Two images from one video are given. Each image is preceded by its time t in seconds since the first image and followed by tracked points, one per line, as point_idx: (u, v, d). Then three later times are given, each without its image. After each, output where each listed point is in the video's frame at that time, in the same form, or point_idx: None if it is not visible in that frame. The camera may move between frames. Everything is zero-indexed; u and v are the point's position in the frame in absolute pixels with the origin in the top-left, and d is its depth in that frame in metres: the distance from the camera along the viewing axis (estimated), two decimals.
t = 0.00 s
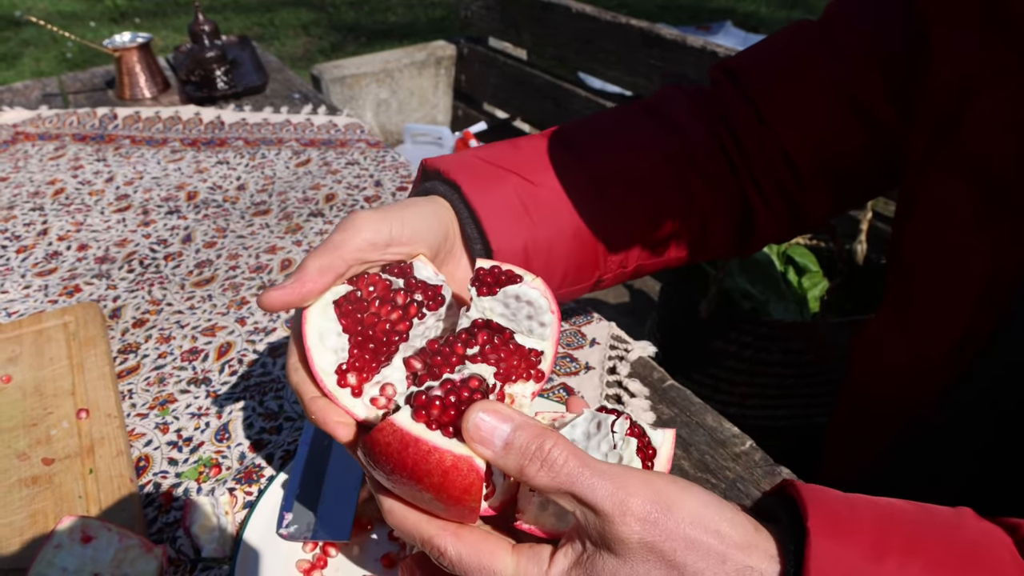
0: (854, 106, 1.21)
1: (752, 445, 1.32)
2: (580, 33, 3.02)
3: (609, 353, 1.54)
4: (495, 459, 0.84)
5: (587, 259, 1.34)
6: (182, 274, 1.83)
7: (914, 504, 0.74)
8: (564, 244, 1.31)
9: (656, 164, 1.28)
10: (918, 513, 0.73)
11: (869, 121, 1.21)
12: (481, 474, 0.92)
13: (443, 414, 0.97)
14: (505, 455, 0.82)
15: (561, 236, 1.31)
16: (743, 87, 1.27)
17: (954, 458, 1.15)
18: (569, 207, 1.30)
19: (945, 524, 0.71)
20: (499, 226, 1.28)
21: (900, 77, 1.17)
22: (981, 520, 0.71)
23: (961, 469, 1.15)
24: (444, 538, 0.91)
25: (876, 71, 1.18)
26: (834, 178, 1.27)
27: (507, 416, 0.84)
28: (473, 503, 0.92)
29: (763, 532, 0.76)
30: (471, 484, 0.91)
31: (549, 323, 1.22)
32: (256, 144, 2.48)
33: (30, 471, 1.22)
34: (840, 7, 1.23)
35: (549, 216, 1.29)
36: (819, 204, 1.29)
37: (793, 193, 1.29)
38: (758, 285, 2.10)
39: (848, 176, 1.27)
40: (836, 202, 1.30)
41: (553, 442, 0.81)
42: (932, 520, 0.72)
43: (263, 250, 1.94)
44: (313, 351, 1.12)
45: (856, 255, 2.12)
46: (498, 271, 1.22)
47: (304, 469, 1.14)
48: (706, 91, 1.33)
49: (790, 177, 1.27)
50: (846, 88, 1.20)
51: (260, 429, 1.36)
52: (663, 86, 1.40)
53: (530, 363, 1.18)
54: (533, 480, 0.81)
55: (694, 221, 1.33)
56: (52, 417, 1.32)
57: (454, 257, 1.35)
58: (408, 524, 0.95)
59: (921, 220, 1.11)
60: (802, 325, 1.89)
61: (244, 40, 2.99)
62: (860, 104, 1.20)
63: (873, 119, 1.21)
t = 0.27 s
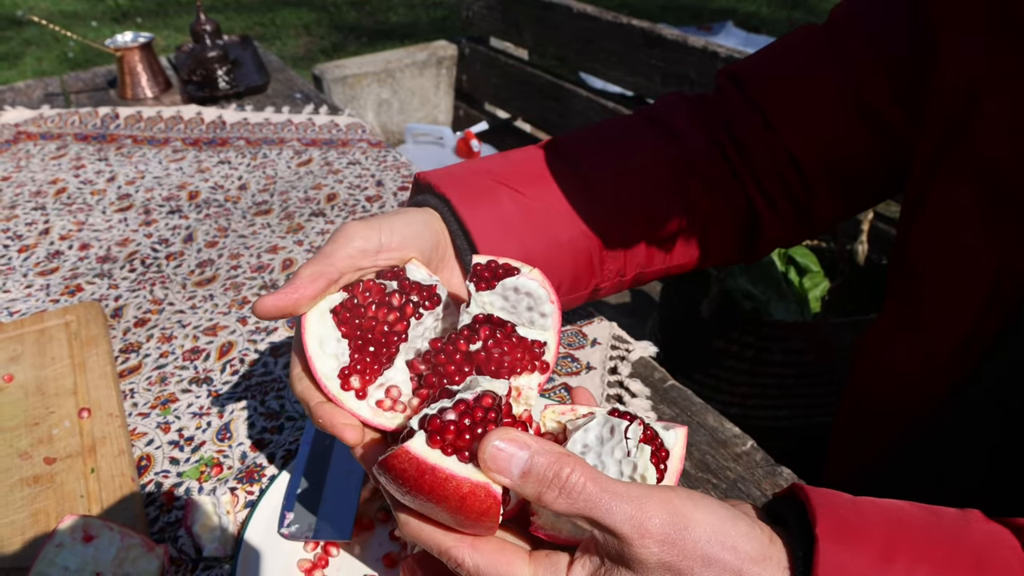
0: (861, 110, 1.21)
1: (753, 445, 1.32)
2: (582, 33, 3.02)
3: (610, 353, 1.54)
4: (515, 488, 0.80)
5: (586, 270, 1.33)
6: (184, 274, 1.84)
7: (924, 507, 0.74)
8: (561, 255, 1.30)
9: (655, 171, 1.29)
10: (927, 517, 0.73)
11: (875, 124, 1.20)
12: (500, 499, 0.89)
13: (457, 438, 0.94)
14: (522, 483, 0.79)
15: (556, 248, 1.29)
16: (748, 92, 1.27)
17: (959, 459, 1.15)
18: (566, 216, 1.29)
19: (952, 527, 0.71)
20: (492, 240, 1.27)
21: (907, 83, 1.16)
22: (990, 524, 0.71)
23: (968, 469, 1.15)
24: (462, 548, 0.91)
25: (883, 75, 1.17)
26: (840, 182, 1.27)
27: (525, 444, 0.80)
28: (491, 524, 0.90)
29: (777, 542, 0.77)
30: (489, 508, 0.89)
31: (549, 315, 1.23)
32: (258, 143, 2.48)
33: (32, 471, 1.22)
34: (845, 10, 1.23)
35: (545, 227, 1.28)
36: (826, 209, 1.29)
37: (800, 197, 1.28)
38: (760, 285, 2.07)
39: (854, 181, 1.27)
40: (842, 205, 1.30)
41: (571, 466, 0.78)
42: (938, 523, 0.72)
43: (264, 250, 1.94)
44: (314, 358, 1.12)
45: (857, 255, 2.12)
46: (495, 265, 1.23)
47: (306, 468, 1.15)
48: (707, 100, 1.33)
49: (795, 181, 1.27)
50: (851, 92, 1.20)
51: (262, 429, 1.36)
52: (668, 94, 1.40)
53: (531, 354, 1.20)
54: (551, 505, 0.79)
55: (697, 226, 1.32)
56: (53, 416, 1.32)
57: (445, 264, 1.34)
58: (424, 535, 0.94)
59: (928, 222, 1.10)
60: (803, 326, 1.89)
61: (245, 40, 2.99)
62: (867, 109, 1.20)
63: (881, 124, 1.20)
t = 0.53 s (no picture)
0: (871, 122, 1.21)
1: (753, 444, 1.32)
2: (583, 33, 3.02)
3: (611, 352, 1.54)
4: (529, 485, 0.82)
5: (645, 254, 1.36)
6: (185, 273, 1.84)
7: (936, 486, 0.80)
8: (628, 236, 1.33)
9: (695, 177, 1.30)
10: (940, 494, 0.78)
11: (885, 134, 1.21)
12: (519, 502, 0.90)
13: (466, 448, 0.94)
14: (539, 478, 0.81)
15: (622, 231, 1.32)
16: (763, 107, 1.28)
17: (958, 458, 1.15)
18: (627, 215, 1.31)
19: (963, 506, 0.77)
20: (569, 215, 1.29)
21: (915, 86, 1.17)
22: (1000, 506, 0.76)
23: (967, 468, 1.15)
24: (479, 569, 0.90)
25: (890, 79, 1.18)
26: (845, 190, 1.27)
27: (533, 439, 0.81)
28: (511, 530, 0.91)
29: (788, 506, 0.84)
30: (509, 515, 0.90)
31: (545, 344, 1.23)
32: (259, 143, 2.48)
33: (34, 469, 1.22)
34: (857, 14, 1.23)
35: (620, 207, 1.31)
36: (842, 217, 1.31)
37: (815, 210, 1.30)
38: (760, 284, 2.06)
39: (857, 187, 1.27)
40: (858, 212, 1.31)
41: (581, 456, 0.80)
42: (951, 501, 0.77)
43: (266, 249, 1.94)
44: (340, 393, 1.05)
45: (857, 255, 2.12)
46: (497, 303, 1.22)
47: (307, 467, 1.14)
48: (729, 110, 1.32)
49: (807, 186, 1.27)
50: (861, 106, 1.20)
51: (263, 428, 1.36)
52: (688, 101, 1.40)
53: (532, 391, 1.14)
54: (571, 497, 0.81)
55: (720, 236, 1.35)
56: (55, 415, 1.32)
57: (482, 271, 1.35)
58: (438, 560, 0.92)
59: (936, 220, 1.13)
60: (804, 326, 1.90)
61: (247, 39, 2.99)
62: (877, 122, 1.20)
63: (889, 132, 1.20)
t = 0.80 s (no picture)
0: (887, 141, 1.33)
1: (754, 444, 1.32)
2: (584, 33, 3.02)
3: (613, 353, 1.54)
4: (545, 453, 0.85)
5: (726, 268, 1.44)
6: (187, 273, 1.84)
7: (956, 463, 0.85)
8: (711, 251, 1.41)
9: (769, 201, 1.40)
10: (958, 470, 0.83)
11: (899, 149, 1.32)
12: (535, 471, 0.91)
13: (477, 421, 0.93)
14: (555, 445, 0.84)
15: (708, 247, 1.40)
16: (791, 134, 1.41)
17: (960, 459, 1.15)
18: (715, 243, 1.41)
19: (980, 482, 0.82)
20: (680, 232, 1.37)
21: (927, 103, 1.28)
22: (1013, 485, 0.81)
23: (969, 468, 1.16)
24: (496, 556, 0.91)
25: (905, 101, 1.29)
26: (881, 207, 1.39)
27: (544, 406, 0.85)
28: (528, 503, 0.92)
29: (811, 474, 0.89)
30: (527, 484, 0.91)
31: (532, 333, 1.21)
32: (260, 143, 2.48)
33: (36, 468, 1.23)
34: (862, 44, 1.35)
35: (706, 226, 1.39)
36: (867, 233, 1.42)
37: (847, 227, 1.42)
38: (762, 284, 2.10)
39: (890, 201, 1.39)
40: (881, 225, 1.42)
41: (594, 422, 0.85)
42: (967, 478, 0.82)
43: (267, 249, 1.94)
44: (342, 365, 1.05)
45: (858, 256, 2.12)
46: (480, 284, 1.23)
47: (309, 468, 1.14)
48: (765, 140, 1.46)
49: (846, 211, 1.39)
50: (875, 129, 1.33)
51: (265, 427, 1.36)
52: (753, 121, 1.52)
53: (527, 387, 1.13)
54: (585, 464, 0.86)
55: (787, 247, 1.45)
56: (57, 414, 1.32)
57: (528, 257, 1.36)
58: (451, 554, 0.92)
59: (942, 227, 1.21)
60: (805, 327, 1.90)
61: (248, 39, 2.99)
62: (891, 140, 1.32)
63: (901, 147, 1.32)
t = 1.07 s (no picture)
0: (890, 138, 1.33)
1: (756, 446, 1.32)
2: (586, 34, 3.02)
3: (613, 354, 1.54)
4: (540, 508, 0.83)
5: (693, 271, 1.47)
6: (188, 273, 1.84)
7: (961, 477, 0.84)
8: (674, 253, 1.44)
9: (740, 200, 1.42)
10: (964, 485, 0.83)
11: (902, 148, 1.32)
12: (529, 526, 0.91)
13: (469, 476, 0.91)
14: (549, 501, 0.83)
15: (671, 248, 1.43)
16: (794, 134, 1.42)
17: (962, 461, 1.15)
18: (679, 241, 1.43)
19: (987, 497, 0.82)
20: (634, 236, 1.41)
21: (933, 102, 1.28)
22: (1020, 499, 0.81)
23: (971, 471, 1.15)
24: None
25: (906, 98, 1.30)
26: (884, 207, 1.39)
27: (540, 459, 0.82)
28: (523, 554, 0.92)
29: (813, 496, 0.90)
30: (520, 539, 0.91)
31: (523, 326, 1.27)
32: (262, 143, 2.48)
33: (37, 469, 1.23)
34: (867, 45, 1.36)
35: (665, 228, 1.42)
36: (872, 235, 1.41)
37: (849, 228, 1.42)
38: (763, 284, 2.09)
39: (892, 202, 1.38)
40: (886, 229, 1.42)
41: (590, 472, 0.82)
42: (973, 493, 0.82)
43: (268, 250, 1.94)
44: (326, 383, 1.03)
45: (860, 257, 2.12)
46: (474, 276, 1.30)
47: (310, 470, 1.14)
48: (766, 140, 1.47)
49: (846, 208, 1.39)
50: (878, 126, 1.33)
51: (266, 428, 1.36)
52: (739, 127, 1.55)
53: (517, 383, 1.21)
54: (583, 515, 0.84)
55: (777, 250, 1.46)
56: (58, 415, 1.32)
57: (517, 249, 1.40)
58: None
59: (947, 219, 1.21)
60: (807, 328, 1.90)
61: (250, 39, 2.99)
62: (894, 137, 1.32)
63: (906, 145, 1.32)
